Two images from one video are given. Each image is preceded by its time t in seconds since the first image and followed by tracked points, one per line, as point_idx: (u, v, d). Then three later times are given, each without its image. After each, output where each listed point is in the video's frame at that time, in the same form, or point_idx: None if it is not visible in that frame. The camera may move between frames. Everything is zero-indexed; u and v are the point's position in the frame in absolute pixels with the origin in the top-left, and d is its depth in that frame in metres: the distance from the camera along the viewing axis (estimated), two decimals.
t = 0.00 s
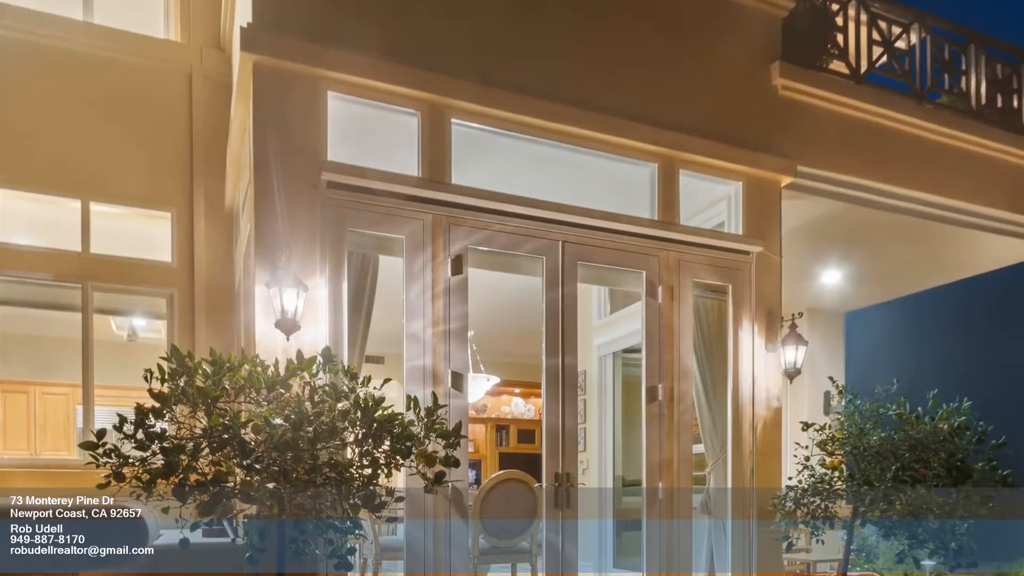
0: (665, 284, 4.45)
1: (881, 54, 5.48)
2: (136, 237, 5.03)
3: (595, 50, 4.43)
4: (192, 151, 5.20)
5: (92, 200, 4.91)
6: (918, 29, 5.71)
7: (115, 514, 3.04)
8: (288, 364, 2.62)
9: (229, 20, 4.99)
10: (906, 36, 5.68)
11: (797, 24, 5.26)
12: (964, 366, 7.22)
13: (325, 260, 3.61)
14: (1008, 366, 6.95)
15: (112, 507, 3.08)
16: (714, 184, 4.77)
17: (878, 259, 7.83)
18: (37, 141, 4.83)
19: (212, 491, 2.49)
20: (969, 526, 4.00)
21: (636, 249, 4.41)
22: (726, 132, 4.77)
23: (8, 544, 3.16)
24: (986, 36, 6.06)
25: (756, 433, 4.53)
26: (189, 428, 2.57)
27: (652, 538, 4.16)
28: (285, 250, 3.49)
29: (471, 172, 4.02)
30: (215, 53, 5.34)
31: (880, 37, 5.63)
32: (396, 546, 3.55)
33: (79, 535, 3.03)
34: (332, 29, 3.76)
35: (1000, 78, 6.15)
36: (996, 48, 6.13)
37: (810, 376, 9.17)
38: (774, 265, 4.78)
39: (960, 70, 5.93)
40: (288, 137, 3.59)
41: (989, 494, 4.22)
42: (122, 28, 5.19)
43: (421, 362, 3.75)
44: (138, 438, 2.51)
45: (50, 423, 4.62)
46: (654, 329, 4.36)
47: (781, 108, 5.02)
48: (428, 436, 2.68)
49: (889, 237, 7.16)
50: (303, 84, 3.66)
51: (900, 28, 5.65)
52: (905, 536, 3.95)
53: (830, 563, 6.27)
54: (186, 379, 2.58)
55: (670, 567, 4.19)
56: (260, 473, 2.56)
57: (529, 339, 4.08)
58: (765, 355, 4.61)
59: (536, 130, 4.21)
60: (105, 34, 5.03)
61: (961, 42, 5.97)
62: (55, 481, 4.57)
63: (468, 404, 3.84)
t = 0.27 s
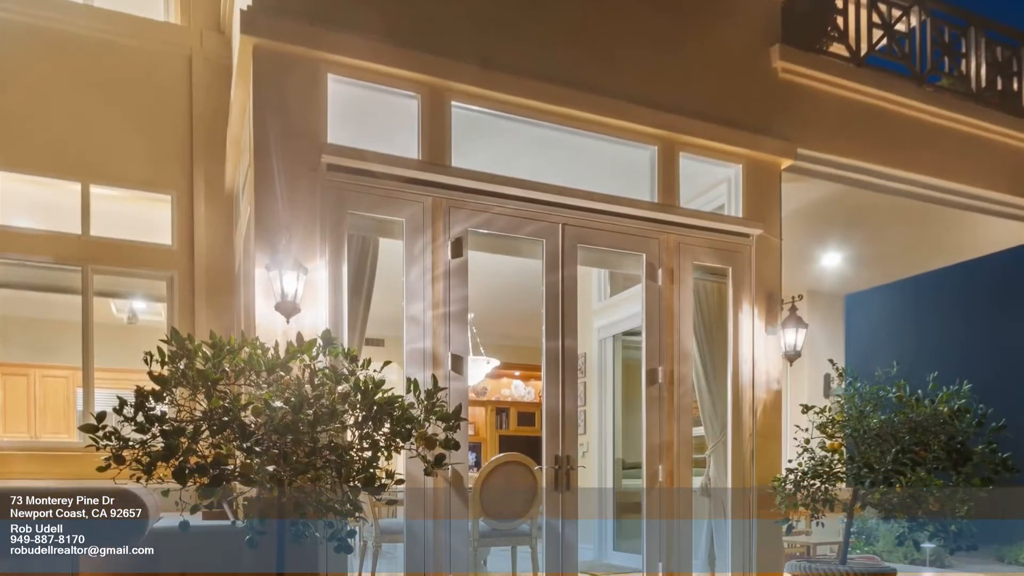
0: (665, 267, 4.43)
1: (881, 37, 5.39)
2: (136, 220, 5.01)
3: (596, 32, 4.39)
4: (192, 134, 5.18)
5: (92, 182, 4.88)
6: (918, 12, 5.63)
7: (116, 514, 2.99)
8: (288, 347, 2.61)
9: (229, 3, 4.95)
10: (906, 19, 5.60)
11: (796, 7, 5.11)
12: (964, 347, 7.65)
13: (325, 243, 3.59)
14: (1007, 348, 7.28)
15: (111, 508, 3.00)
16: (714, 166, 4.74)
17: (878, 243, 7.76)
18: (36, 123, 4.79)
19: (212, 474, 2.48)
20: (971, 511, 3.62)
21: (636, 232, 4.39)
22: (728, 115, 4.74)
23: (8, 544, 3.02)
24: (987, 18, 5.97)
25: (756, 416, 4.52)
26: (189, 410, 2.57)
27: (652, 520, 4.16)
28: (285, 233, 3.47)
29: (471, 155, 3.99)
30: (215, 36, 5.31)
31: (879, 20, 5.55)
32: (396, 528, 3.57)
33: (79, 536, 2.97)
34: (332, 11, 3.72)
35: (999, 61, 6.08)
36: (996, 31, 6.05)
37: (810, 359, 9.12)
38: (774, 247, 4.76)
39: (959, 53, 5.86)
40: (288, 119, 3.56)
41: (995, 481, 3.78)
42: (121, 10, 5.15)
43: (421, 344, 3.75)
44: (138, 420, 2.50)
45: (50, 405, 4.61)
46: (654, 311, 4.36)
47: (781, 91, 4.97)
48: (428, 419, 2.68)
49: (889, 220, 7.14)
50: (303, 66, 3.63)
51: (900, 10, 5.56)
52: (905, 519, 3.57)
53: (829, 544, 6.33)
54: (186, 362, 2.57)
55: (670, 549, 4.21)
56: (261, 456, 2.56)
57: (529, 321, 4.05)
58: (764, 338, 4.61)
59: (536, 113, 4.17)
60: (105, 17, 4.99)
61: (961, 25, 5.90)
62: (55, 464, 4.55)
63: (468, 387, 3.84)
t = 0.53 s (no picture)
0: (665, 250, 4.41)
1: (881, 20, 5.36)
2: (137, 203, 4.99)
3: (598, 14, 4.34)
4: (192, 116, 5.15)
5: (92, 165, 4.86)
6: None
7: (116, 514, 3.09)
8: (288, 329, 2.59)
9: None
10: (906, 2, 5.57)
11: None
12: (963, 331, 7.36)
13: (325, 226, 3.57)
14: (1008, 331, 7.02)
15: (111, 508, 3.10)
16: (715, 150, 4.71)
17: (876, 224, 7.81)
18: (36, 105, 4.76)
19: (212, 456, 2.46)
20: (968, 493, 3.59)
21: (636, 214, 4.36)
22: (730, 98, 4.70)
23: (7, 544, 3.02)
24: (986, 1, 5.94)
25: (756, 398, 4.52)
26: (189, 393, 2.56)
27: (652, 504, 4.16)
28: (285, 216, 3.45)
29: (471, 138, 3.96)
30: (215, 19, 5.27)
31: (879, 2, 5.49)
32: (396, 511, 3.56)
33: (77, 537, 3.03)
34: None
35: (999, 44, 6.04)
36: (996, 14, 6.00)
37: (809, 342, 9.19)
38: (774, 230, 4.74)
39: (960, 36, 5.81)
40: (288, 101, 3.53)
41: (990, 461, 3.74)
42: None
43: (421, 327, 3.73)
44: (138, 403, 2.48)
45: (50, 388, 4.59)
46: (654, 294, 4.34)
47: (782, 74, 4.93)
48: (428, 401, 2.65)
49: (890, 203, 7.13)
50: (303, 49, 3.60)
51: None
52: (904, 502, 3.59)
53: (828, 526, 6.39)
54: (186, 345, 2.56)
55: (670, 529, 4.19)
56: (260, 439, 2.54)
57: (528, 305, 4.08)
58: (765, 321, 4.60)
59: (536, 96, 4.14)
60: None
61: (961, 7, 5.85)
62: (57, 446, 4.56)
63: (468, 369, 3.84)
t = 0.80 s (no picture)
0: (665, 233, 4.40)
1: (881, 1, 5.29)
2: (138, 185, 4.95)
3: None
4: (193, 99, 5.10)
5: (92, 148, 4.82)
6: None
7: (115, 514, 3.20)
8: (288, 312, 2.58)
9: None
10: None
11: None
12: (963, 313, 7.38)
13: (325, 209, 3.55)
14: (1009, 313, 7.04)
15: (111, 508, 3.21)
16: (716, 133, 4.68)
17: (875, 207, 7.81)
18: (36, 88, 4.73)
19: (213, 439, 2.48)
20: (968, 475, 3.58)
21: (636, 197, 4.34)
22: (732, 80, 4.66)
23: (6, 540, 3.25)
24: None
25: (756, 381, 4.52)
26: (189, 375, 2.56)
27: (653, 486, 4.16)
28: (285, 199, 3.42)
29: (471, 121, 3.92)
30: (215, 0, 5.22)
31: None
32: (396, 494, 3.56)
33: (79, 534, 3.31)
34: None
35: (1000, 27, 5.96)
36: None
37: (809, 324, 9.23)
38: (774, 213, 4.71)
39: (960, 18, 5.74)
40: (288, 83, 3.50)
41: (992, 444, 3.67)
42: None
43: (421, 310, 3.73)
44: (138, 385, 2.47)
45: (50, 370, 4.61)
46: (654, 277, 4.33)
47: (784, 56, 4.88)
48: (428, 384, 2.65)
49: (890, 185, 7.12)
50: (304, 31, 3.56)
51: None
52: (904, 485, 3.59)
53: (828, 508, 6.44)
54: (186, 327, 2.54)
55: (670, 511, 4.19)
56: (260, 421, 2.55)
57: (527, 288, 4.04)
58: (764, 304, 4.58)
59: (537, 78, 4.11)
60: None
61: None
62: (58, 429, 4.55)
63: (468, 352, 3.83)
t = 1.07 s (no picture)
0: (665, 216, 4.38)
1: None
2: (137, 167, 4.95)
3: None
4: (193, 82, 5.09)
5: (92, 130, 4.83)
6: None
7: (115, 514, 3.14)
8: (288, 295, 2.56)
9: None
10: None
11: None
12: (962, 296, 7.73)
13: (325, 191, 3.53)
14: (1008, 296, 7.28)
15: (110, 508, 3.15)
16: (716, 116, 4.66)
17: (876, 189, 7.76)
18: (36, 71, 4.75)
19: (213, 421, 2.46)
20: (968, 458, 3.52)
21: (636, 180, 4.32)
22: (733, 63, 4.63)
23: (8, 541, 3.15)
24: None
25: (756, 363, 4.52)
26: (189, 358, 2.55)
27: (652, 469, 4.16)
28: (285, 181, 3.40)
29: (471, 104, 3.89)
30: None
31: None
32: (396, 477, 3.58)
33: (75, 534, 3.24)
34: None
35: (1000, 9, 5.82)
36: None
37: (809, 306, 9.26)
38: (774, 196, 4.68)
39: None
40: (287, 66, 3.46)
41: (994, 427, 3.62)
42: None
43: (421, 293, 3.71)
44: (138, 368, 2.46)
45: (50, 353, 4.56)
46: (654, 260, 4.32)
47: (785, 38, 4.84)
48: (427, 367, 2.63)
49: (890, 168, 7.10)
50: (303, 13, 3.52)
51: None
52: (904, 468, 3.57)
53: (828, 490, 6.47)
54: (186, 310, 2.52)
55: (670, 493, 4.20)
56: (261, 404, 2.55)
57: (527, 270, 4.05)
58: (765, 287, 4.55)
59: (536, 61, 4.08)
60: None
61: None
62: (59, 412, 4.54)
63: (468, 335, 3.82)
